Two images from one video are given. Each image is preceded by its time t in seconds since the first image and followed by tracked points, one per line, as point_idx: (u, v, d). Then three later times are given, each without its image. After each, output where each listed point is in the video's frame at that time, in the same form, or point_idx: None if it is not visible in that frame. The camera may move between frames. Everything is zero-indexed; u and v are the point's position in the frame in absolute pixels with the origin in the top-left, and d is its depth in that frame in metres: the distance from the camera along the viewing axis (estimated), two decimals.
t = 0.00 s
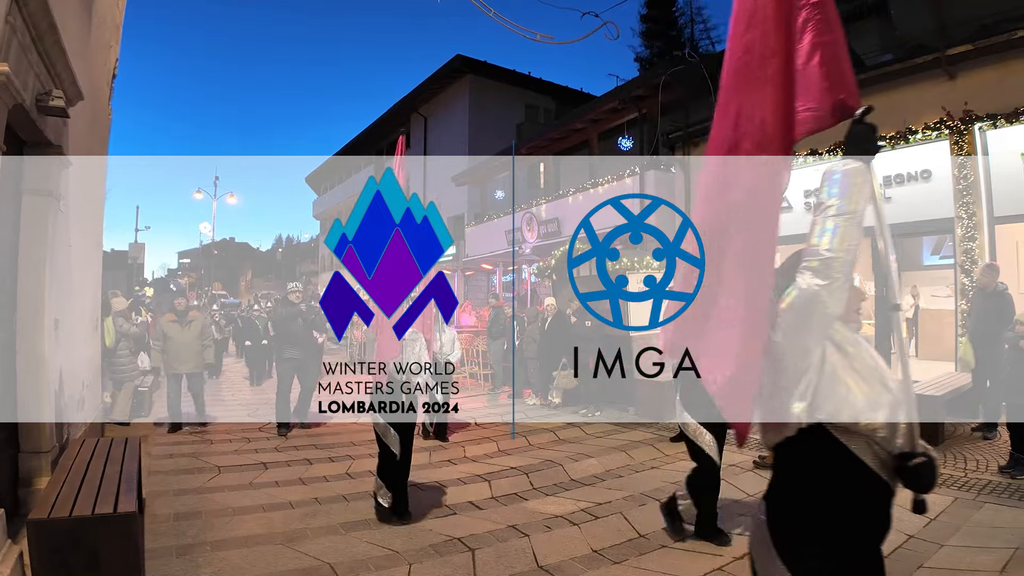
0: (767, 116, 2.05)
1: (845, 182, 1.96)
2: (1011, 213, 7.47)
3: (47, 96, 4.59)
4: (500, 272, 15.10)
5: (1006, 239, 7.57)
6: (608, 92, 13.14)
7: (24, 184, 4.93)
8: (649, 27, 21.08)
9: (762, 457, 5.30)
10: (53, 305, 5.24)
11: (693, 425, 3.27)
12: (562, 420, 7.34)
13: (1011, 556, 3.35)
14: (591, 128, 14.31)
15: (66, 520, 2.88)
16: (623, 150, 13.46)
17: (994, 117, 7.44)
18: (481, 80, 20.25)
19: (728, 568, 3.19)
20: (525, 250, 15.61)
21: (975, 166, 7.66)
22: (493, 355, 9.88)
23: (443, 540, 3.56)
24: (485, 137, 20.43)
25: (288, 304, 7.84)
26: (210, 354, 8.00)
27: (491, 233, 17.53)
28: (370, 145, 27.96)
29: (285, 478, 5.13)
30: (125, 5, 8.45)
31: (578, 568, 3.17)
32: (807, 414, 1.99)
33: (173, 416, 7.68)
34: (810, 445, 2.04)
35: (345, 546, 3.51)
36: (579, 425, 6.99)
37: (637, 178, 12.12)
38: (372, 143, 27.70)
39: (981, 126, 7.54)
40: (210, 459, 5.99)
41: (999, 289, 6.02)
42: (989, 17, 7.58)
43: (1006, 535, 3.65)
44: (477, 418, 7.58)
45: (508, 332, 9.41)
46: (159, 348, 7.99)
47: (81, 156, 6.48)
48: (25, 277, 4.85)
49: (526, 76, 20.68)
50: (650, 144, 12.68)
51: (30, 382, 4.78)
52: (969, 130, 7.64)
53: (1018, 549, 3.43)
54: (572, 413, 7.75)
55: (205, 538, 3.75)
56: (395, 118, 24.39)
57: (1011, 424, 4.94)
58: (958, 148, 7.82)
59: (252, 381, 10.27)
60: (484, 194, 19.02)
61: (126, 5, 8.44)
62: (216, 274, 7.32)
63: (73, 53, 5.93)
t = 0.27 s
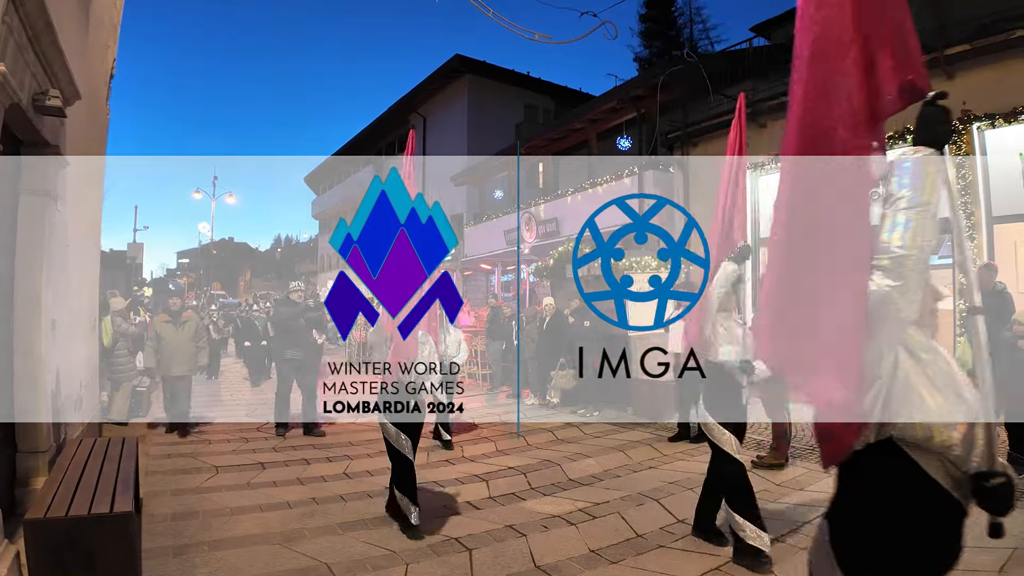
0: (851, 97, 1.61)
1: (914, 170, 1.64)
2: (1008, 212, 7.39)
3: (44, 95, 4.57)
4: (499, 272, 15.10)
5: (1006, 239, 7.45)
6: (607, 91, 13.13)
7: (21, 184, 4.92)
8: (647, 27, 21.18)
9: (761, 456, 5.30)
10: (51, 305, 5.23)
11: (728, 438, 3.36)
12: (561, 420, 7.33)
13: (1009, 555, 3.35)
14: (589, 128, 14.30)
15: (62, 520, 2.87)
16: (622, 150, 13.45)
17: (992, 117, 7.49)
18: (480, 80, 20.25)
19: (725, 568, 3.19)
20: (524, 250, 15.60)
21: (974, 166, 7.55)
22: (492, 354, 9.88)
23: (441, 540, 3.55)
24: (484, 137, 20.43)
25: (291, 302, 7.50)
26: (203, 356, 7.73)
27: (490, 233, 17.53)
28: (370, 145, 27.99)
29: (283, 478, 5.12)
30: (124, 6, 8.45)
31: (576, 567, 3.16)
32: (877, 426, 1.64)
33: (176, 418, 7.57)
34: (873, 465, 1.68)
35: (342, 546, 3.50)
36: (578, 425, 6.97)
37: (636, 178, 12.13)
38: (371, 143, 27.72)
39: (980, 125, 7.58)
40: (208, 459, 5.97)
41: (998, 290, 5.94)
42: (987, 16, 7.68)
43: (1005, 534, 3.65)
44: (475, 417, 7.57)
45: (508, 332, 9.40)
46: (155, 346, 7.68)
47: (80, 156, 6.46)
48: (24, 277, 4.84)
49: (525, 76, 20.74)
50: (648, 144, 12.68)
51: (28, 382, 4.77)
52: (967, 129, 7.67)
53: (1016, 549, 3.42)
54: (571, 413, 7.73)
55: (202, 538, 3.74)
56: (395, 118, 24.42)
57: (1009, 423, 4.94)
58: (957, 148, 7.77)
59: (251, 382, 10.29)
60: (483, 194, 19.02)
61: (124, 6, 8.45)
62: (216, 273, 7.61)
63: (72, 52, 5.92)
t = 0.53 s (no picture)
0: (959, 83, 1.18)
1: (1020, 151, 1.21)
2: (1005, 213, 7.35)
3: (41, 95, 4.57)
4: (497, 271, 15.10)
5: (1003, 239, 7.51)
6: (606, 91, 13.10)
7: (18, 184, 4.90)
8: (646, 27, 21.24)
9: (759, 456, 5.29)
10: (48, 305, 5.22)
11: (739, 433, 3.20)
12: (559, 420, 7.32)
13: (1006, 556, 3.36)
14: (588, 128, 14.27)
15: (59, 520, 2.86)
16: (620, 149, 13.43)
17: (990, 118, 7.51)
18: (479, 80, 20.22)
19: (722, 568, 3.19)
20: (523, 250, 15.62)
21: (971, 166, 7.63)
22: (491, 354, 9.91)
23: (439, 540, 3.55)
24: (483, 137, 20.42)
25: (300, 302, 7.36)
26: (199, 358, 7.31)
27: (489, 233, 17.53)
28: (369, 144, 27.96)
29: (281, 478, 5.11)
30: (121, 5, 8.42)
31: (573, 567, 3.16)
32: (1003, 440, 1.20)
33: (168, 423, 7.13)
34: (972, 486, 1.32)
35: (339, 547, 3.50)
36: (576, 425, 6.97)
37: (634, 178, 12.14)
38: (370, 142, 27.71)
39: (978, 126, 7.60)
40: (205, 459, 5.96)
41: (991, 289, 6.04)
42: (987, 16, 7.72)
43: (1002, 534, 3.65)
44: (473, 417, 7.55)
45: (505, 332, 9.39)
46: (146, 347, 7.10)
47: (76, 155, 6.43)
48: (20, 277, 4.82)
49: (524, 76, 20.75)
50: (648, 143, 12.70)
51: (25, 382, 4.75)
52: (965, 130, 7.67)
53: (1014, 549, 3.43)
54: (569, 413, 7.72)
55: (199, 539, 3.73)
56: (393, 117, 24.41)
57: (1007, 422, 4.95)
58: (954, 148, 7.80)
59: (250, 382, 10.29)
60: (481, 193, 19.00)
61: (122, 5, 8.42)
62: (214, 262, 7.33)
63: (69, 51, 5.89)
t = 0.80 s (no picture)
0: None
1: None
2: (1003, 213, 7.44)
3: (37, 95, 4.55)
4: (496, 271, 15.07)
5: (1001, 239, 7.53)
6: (605, 91, 13.08)
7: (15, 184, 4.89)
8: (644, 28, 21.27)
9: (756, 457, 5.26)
10: (45, 305, 5.20)
11: (761, 437, 3.09)
12: (557, 419, 7.31)
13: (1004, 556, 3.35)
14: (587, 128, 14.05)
15: (56, 520, 2.85)
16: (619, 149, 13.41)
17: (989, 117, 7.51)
18: (478, 80, 20.19)
19: (719, 568, 3.18)
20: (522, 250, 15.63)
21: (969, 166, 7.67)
22: (489, 353, 9.89)
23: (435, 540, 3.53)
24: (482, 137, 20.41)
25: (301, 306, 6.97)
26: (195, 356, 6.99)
27: (487, 233, 17.51)
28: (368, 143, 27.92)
29: (278, 478, 5.10)
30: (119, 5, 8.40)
31: (570, 568, 3.15)
32: None
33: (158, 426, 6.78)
34: None
35: (336, 547, 3.49)
36: (574, 424, 6.95)
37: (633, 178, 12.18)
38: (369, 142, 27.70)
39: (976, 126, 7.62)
40: (203, 459, 5.95)
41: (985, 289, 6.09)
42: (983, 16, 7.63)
43: (999, 534, 3.64)
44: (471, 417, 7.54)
45: (503, 332, 9.36)
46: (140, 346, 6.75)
47: (74, 155, 6.41)
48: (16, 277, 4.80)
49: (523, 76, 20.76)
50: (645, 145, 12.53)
51: (22, 383, 4.73)
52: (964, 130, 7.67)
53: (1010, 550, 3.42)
54: (567, 412, 7.71)
55: (196, 539, 3.72)
56: (392, 117, 24.40)
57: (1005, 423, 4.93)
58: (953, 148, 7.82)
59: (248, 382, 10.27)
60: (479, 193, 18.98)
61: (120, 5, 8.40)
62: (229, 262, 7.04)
63: (66, 50, 5.86)
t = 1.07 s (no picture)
0: None
1: None
2: (1002, 212, 7.48)
3: (35, 95, 4.55)
4: (494, 271, 15.04)
5: (998, 239, 7.54)
6: (604, 91, 13.08)
7: (12, 184, 4.88)
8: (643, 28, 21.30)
9: (754, 456, 5.25)
10: (42, 305, 5.20)
11: (803, 442, 3.03)
12: (555, 420, 7.30)
13: (1001, 556, 3.35)
14: (585, 128, 14.07)
15: (52, 520, 2.84)
16: (617, 149, 13.41)
17: (987, 117, 7.51)
18: (476, 80, 20.19)
19: (716, 567, 3.18)
20: (520, 250, 15.62)
21: (967, 166, 7.67)
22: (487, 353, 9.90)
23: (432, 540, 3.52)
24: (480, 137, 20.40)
25: (293, 310, 6.70)
26: (186, 358, 6.70)
27: (486, 233, 17.50)
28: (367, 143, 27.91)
29: (275, 478, 5.09)
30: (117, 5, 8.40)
31: (567, 567, 3.15)
32: None
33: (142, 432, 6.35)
34: None
35: (333, 546, 3.48)
36: (572, 424, 6.94)
37: (631, 178, 12.20)
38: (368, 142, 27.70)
39: (974, 125, 7.63)
40: (201, 459, 5.94)
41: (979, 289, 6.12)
42: (981, 16, 7.59)
43: (997, 535, 3.64)
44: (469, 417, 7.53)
45: (501, 332, 9.36)
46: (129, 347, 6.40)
47: (72, 155, 6.40)
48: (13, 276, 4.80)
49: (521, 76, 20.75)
50: (643, 146, 12.52)
51: (19, 383, 4.72)
52: (961, 129, 7.73)
53: (1008, 550, 3.42)
54: (565, 412, 7.70)
55: (192, 539, 3.71)
56: (391, 117, 24.39)
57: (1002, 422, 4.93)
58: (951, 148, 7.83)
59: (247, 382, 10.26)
60: (478, 193, 18.97)
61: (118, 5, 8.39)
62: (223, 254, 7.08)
63: (64, 50, 5.85)
